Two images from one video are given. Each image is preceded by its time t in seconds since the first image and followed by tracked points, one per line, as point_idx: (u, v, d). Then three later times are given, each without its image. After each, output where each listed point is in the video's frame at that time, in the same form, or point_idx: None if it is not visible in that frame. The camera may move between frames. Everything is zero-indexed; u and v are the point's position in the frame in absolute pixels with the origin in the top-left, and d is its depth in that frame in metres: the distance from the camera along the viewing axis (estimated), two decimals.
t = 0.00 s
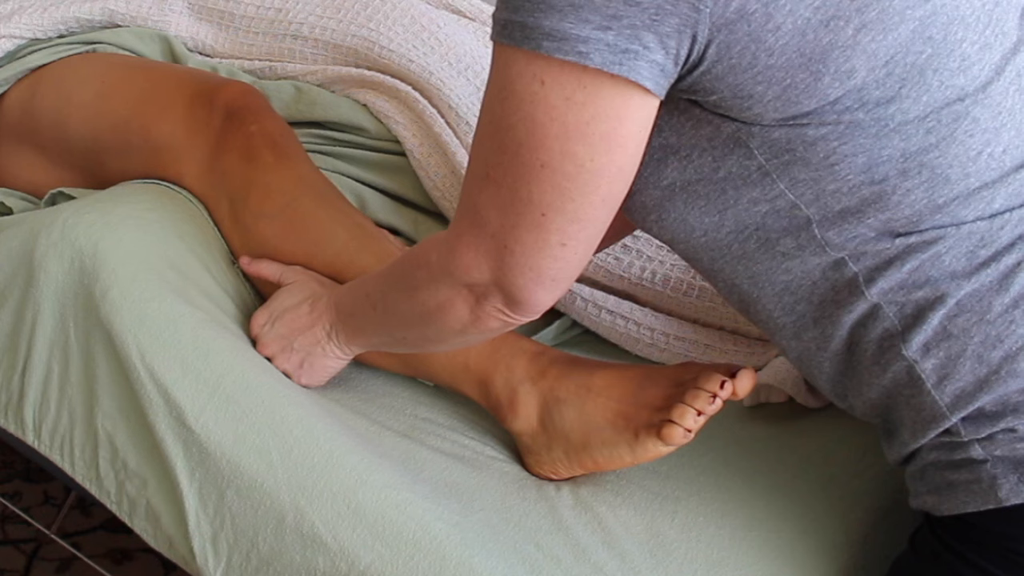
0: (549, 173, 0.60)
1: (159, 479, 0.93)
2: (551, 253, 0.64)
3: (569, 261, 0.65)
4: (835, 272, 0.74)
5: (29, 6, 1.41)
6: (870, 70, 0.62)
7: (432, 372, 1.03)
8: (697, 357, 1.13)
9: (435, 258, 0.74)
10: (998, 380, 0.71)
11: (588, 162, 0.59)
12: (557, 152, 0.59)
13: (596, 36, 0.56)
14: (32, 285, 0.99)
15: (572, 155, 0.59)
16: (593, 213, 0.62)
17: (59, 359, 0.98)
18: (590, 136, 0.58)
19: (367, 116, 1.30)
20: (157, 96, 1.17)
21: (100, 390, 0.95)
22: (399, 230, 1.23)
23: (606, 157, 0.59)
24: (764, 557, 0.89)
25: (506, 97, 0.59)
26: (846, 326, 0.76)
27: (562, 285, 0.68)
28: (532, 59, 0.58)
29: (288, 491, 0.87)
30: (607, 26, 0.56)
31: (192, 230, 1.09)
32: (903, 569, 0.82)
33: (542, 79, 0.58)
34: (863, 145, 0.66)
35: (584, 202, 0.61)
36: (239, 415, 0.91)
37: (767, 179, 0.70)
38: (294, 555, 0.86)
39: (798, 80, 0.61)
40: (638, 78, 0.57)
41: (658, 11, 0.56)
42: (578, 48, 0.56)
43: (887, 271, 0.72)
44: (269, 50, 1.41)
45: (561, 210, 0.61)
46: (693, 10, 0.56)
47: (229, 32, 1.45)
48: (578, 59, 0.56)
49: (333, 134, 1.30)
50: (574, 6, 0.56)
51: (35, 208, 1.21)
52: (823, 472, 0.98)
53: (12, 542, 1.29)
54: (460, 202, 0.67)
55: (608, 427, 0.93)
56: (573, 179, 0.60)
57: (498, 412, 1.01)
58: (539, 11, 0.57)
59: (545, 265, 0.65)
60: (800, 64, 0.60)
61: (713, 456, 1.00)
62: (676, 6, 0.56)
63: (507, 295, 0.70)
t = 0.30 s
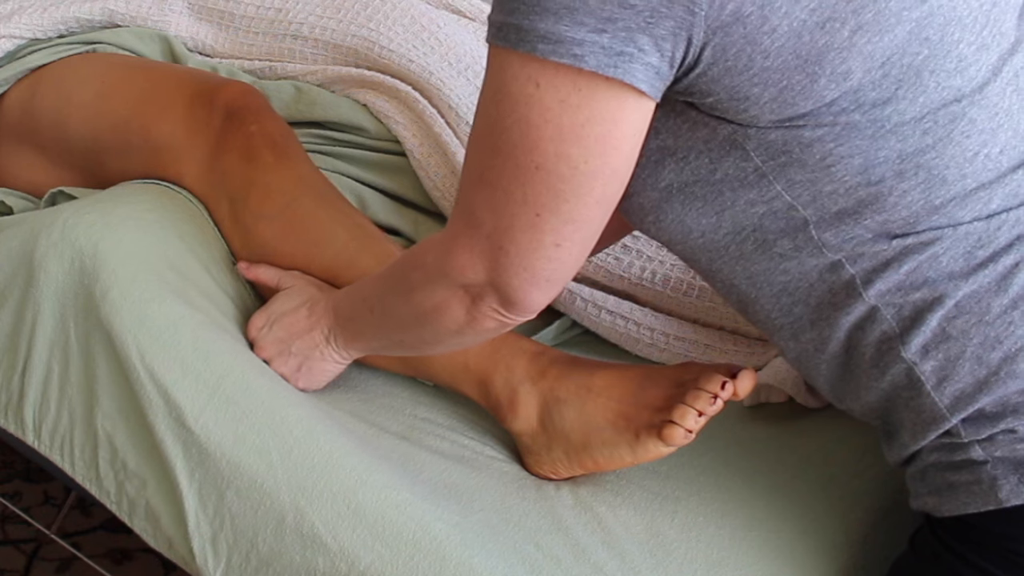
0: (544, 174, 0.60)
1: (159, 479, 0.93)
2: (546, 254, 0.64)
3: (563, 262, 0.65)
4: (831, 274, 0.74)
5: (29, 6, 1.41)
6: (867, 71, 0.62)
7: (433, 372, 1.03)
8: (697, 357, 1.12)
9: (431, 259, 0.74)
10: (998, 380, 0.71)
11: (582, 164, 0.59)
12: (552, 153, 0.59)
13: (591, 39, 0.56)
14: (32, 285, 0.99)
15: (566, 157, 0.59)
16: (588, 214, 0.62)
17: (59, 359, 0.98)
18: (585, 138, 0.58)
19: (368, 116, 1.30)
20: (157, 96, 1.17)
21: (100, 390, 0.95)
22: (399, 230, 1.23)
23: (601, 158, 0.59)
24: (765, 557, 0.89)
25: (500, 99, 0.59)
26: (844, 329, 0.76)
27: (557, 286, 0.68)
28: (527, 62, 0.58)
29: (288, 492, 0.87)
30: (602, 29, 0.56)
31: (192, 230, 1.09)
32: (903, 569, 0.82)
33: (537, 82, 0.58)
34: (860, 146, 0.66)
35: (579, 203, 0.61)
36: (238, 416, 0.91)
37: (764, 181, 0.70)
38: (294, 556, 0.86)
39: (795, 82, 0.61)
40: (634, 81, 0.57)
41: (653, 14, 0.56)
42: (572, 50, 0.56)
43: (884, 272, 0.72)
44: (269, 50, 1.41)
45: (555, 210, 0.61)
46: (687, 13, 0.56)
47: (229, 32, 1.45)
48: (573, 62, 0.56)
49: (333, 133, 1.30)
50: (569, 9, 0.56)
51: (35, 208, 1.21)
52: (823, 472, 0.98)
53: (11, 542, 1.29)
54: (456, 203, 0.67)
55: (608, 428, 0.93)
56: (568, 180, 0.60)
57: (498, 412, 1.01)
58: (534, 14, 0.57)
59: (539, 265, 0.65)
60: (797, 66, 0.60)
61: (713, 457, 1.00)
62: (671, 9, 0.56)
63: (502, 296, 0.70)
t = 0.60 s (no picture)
0: (538, 175, 0.60)
1: (159, 480, 0.93)
2: (539, 254, 0.64)
3: (558, 263, 0.65)
4: (828, 275, 0.74)
5: (29, 6, 1.41)
6: (862, 72, 0.62)
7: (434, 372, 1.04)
8: (697, 358, 1.12)
9: (427, 259, 0.74)
10: (996, 380, 0.71)
11: (576, 164, 0.59)
12: (545, 154, 0.59)
13: (585, 40, 0.56)
14: (32, 285, 0.99)
15: (560, 158, 0.59)
16: (582, 215, 0.62)
17: (60, 359, 0.98)
18: (578, 139, 0.58)
19: (368, 116, 1.30)
20: (157, 96, 1.17)
21: (100, 391, 0.95)
22: (399, 230, 1.23)
23: (595, 160, 0.59)
24: (764, 557, 0.89)
25: (495, 99, 0.59)
26: (841, 330, 0.76)
27: (552, 287, 0.68)
28: (521, 63, 0.58)
29: (288, 492, 0.87)
30: (596, 31, 0.56)
31: (192, 230, 1.09)
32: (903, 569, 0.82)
33: (531, 83, 0.58)
34: (855, 147, 0.66)
35: (573, 204, 0.61)
36: (236, 417, 0.91)
37: (760, 182, 0.70)
38: (294, 557, 0.86)
39: (790, 83, 0.61)
40: (628, 82, 0.57)
41: (648, 16, 0.56)
42: (567, 52, 0.56)
43: (881, 273, 0.72)
44: (269, 50, 1.42)
45: (549, 211, 0.61)
46: (682, 15, 0.56)
47: (229, 32, 1.45)
48: (568, 64, 0.56)
49: (332, 133, 1.30)
50: (564, 10, 0.56)
51: (35, 208, 1.21)
52: (822, 472, 0.98)
53: (11, 542, 1.29)
54: (452, 203, 0.67)
55: (609, 428, 0.93)
56: (562, 181, 0.60)
57: (498, 412, 1.01)
58: (528, 15, 0.57)
59: (534, 266, 0.65)
60: (792, 67, 0.60)
61: (713, 457, 1.00)
62: (665, 10, 0.56)
63: (497, 296, 0.70)
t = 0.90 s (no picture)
0: (533, 176, 0.60)
1: (158, 481, 0.92)
2: (535, 255, 0.64)
3: (553, 264, 0.65)
4: (825, 275, 0.74)
5: (29, 6, 1.41)
6: (857, 73, 0.62)
7: (434, 373, 1.04)
8: (697, 358, 1.12)
9: (424, 259, 0.74)
10: (995, 381, 0.71)
11: (571, 166, 0.59)
12: (540, 155, 0.59)
13: (580, 42, 0.56)
14: (32, 286, 0.99)
15: (554, 160, 0.59)
16: (576, 216, 0.62)
17: (60, 360, 0.99)
18: (573, 141, 0.58)
19: (369, 117, 1.30)
20: (157, 96, 1.17)
21: (100, 391, 0.95)
22: (399, 231, 1.24)
23: (590, 161, 0.59)
24: (764, 557, 0.89)
25: (490, 101, 0.59)
26: (838, 330, 0.76)
27: (548, 287, 0.68)
28: (516, 65, 0.58)
29: (288, 493, 0.87)
30: (591, 32, 0.56)
31: (192, 230, 1.09)
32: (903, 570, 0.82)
33: (526, 85, 0.58)
34: (851, 147, 0.66)
35: (568, 205, 0.61)
36: (235, 418, 0.91)
37: (756, 183, 0.70)
38: (293, 558, 0.86)
39: (785, 84, 0.61)
40: (622, 84, 0.57)
41: (642, 17, 0.56)
42: (562, 54, 0.56)
43: (878, 273, 0.72)
44: (270, 50, 1.42)
45: (545, 212, 0.62)
46: (676, 16, 0.56)
47: (229, 32, 1.45)
48: (563, 65, 0.56)
49: (333, 133, 1.30)
50: (558, 12, 0.56)
51: (35, 208, 1.21)
52: (822, 472, 0.98)
53: (11, 542, 1.29)
54: (448, 204, 0.68)
55: (612, 430, 0.93)
56: (557, 183, 0.60)
57: (499, 413, 1.01)
58: (523, 17, 0.57)
59: (529, 267, 0.65)
60: (786, 68, 0.61)
61: (713, 457, 1.00)
62: (660, 12, 0.56)
63: (493, 297, 0.70)
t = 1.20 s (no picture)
0: (527, 179, 0.60)
1: (158, 481, 0.92)
2: (529, 256, 0.64)
3: (547, 266, 0.66)
4: (824, 277, 0.74)
5: (29, 7, 1.41)
6: (853, 74, 0.62)
7: (435, 374, 1.04)
8: (697, 358, 1.12)
9: (420, 260, 0.74)
10: (995, 382, 0.71)
11: (565, 168, 0.59)
12: (534, 158, 0.59)
13: (575, 45, 0.56)
14: (32, 286, 0.99)
15: (548, 162, 0.59)
16: (571, 218, 0.62)
17: (60, 360, 0.99)
18: (567, 143, 0.58)
19: (369, 117, 1.30)
20: (157, 97, 1.17)
21: (100, 392, 0.96)
22: (399, 231, 1.24)
23: (584, 163, 0.59)
24: (764, 557, 0.89)
25: (485, 103, 0.59)
26: (837, 332, 0.76)
27: (543, 288, 0.68)
28: (512, 67, 0.58)
29: (288, 493, 0.87)
30: (586, 35, 0.56)
31: (191, 230, 1.09)
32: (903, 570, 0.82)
33: (521, 87, 0.58)
34: (848, 149, 0.66)
35: (562, 207, 0.61)
36: (235, 419, 0.91)
37: (753, 185, 0.70)
38: (293, 559, 0.86)
39: (781, 86, 0.61)
40: (617, 87, 0.57)
41: (637, 20, 0.56)
42: (557, 57, 0.56)
43: (876, 275, 0.72)
44: (270, 50, 1.42)
45: (539, 214, 0.62)
46: (672, 19, 0.56)
47: (229, 32, 1.45)
48: (558, 68, 0.56)
49: (333, 134, 1.30)
50: (554, 15, 0.56)
51: (35, 208, 1.21)
52: (821, 472, 0.98)
53: (11, 542, 1.29)
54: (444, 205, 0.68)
55: (612, 431, 0.93)
56: (551, 185, 0.60)
57: (499, 414, 1.01)
58: (518, 20, 0.57)
59: (523, 268, 0.66)
60: (782, 70, 0.61)
61: (712, 457, 1.00)
62: (655, 15, 0.56)
63: (489, 298, 0.70)
